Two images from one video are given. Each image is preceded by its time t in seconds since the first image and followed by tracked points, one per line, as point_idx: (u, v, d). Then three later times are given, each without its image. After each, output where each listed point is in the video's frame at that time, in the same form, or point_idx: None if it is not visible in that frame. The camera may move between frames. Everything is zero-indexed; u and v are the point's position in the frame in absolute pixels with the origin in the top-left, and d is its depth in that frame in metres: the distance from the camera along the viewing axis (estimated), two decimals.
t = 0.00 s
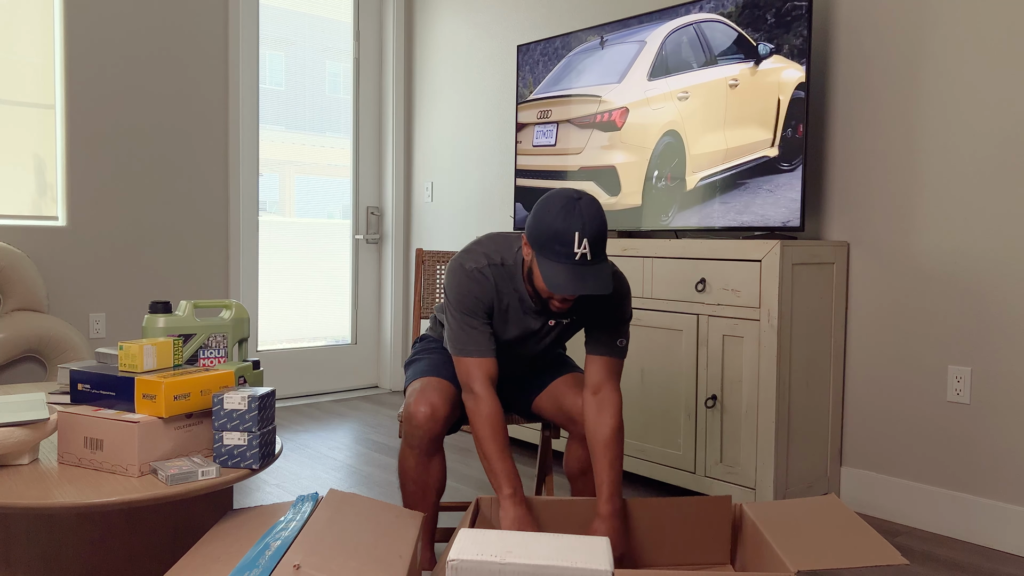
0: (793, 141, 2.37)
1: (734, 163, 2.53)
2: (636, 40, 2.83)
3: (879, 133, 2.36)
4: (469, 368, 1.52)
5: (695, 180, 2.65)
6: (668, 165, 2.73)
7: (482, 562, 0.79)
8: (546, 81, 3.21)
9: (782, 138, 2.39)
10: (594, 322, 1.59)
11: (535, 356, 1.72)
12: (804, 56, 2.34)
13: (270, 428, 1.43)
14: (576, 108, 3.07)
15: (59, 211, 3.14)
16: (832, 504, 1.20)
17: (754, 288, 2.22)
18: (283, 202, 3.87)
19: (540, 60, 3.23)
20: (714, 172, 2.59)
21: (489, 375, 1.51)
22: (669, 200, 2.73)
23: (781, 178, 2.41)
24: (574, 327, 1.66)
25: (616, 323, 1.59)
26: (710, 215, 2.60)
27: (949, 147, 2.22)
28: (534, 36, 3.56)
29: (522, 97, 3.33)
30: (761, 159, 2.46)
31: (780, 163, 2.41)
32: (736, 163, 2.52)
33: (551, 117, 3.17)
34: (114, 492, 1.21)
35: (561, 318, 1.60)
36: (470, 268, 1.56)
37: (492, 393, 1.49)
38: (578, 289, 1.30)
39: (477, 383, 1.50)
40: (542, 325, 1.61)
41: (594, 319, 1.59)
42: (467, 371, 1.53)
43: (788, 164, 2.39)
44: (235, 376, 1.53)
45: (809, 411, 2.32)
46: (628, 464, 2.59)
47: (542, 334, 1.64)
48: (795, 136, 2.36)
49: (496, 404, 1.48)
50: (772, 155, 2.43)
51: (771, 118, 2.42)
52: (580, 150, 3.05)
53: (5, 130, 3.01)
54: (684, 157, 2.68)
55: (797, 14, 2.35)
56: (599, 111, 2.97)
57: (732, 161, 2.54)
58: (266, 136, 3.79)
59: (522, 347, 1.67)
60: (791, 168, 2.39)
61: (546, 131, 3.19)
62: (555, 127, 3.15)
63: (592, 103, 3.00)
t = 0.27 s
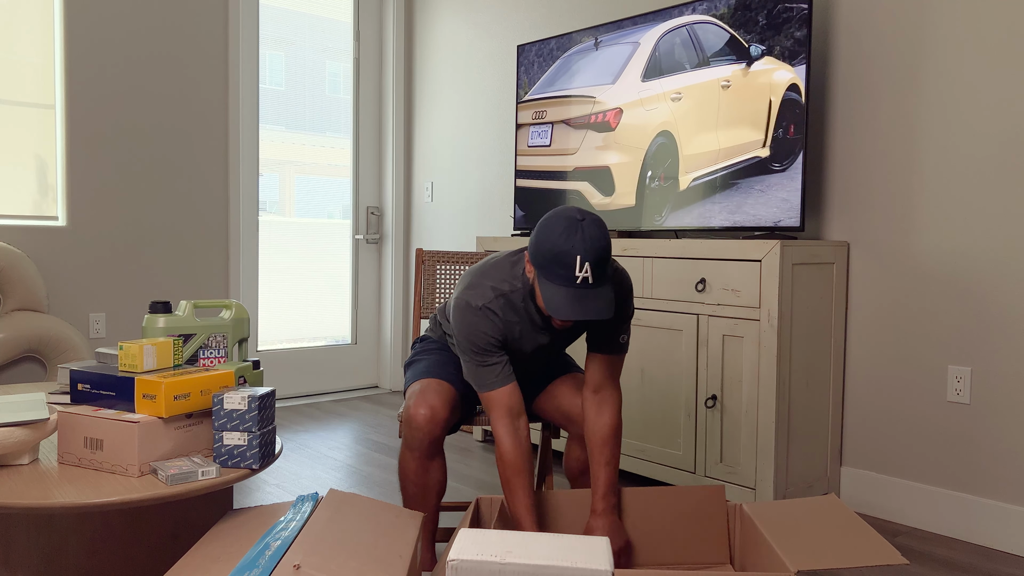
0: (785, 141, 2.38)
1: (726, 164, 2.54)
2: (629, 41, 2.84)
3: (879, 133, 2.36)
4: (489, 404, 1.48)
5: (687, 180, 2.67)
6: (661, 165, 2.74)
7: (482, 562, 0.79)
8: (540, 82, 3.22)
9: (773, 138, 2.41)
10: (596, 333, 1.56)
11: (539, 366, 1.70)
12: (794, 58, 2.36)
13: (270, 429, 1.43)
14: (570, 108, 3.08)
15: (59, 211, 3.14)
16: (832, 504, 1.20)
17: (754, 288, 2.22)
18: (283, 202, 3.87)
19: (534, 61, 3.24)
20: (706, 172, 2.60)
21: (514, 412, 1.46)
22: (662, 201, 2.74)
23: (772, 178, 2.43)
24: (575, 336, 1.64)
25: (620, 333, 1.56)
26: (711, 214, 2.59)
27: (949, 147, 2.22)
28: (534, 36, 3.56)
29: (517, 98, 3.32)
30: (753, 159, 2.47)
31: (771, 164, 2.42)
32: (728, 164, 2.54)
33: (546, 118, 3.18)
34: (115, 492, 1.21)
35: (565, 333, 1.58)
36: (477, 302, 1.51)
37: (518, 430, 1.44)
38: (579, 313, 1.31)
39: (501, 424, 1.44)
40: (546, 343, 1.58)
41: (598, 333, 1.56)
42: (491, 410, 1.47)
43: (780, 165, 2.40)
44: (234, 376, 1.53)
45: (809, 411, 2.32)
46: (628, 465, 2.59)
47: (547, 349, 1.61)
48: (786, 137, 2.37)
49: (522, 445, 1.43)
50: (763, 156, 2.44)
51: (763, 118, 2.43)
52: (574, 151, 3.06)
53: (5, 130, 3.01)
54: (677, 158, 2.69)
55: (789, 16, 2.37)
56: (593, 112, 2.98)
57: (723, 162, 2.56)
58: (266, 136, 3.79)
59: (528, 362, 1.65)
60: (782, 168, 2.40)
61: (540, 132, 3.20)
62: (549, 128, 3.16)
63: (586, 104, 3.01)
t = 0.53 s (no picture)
0: (775, 142, 2.40)
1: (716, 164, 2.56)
2: (623, 43, 2.86)
3: (879, 133, 2.36)
4: (477, 412, 1.50)
5: (679, 180, 2.69)
6: (653, 165, 2.76)
7: (482, 562, 0.79)
8: (535, 83, 3.23)
9: (764, 139, 2.43)
10: (603, 342, 1.57)
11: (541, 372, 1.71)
12: (783, 59, 2.38)
13: (270, 429, 1.43)
14: (563, 109, 3.10)
15: (59, 211, 3.14)
16: (831, 505, 1.20)
17: (754, 288, 2.22)
18: (282, 202, 3.87)
19: (528, 62, 3.26)
20: (698, 173, 2.62)
21: (498, 421, 1.49)
22: (654, 201, 2.76)
23: (762, 178, 2.44)
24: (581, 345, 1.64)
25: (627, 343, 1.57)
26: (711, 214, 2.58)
27: (949, 147, 2.22)
28: (534, 36, 3.56)
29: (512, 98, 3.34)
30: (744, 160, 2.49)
31: (761, 164, 2.44)
32: (719, 164, 2.56)
33: (540, 119, 3.19)
34: (114, 492, 1.21)
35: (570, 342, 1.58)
36: (481, 310, 1.49)
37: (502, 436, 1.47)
38: (600, 331, 1.31)
39: (485, 433, 1.48)
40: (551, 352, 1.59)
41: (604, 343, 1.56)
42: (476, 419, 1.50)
43: (770, 165, 2.42)
44: (234, 376, 1.53)
45: (809, 411, 2.32)
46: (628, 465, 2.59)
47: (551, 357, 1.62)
48: (777, 137, 2.40)
49: (507, 448, 1.45)
50: (754, 156, 2.47)
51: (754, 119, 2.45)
52: (568, 152, 3.07)
53: (5, 130, 3.01)
54: (669, 158, 2.71)
55: (778, 18, 2.39)
56: (586, 113, 2.99)
57: (713, 162, 2.58)
58: (266, 136, 3.79)
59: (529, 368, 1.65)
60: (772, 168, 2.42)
61: (534, 132, 3.21)
62: (543, 129, 3.18)
63: (580, 105, 3.02)
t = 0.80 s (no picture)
0: (765, 143, 2.42)
1: (708, 163, 2.58)
2: (616, 44, 2.87)
3: (878, 133, 2.36)
4: (478, 411, 1.48)
5: (671, 181, 2.70)
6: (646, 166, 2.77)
7: (482, 562, 0.79)
8: (529, 84, 3.24)
9: (754, 140, 2.45)
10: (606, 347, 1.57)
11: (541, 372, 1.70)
12: (774, 60, 2.39)
13: (270, 429, 1.43)
14: (557, 111, 3.11)
15: (59, 211, 3.14)
16: (831, 504, 1.20)
17: (754, 288, 2.22)
18: (282, 202, 3.87)
19: (523, 63, 3.27)
20: (689, 173, 2.64)
21: (499, 422, 1.47)
22: (647, 201, 2.77)
23: (753, 179, 2.46)
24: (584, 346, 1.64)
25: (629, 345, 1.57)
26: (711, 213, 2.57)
27: (949, 147, 2.22)
28: (534, 35, 3.56)
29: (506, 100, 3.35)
30: (735, 161, 2.50)
31: (752, 164, 2.46)
32: (710, 165, 2.57)
33: (534, 120, 3.21)
34: (114, 492, 1.21)
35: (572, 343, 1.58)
36: (486, 309, 1.50)
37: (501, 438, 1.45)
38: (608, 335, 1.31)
39: (485, 432, 1.45)
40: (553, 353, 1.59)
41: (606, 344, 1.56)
42: (477, 417, 1.48)
43: (760, 166, 2.44)
44: (234, 376, 1.53)
45: (809, 411, 2.32)
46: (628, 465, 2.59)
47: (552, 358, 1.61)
48: (767, 138, 2.42)
49: (506, 451, 1.42)
50: (745, 157, 2.48)
51: (744, 121, 2.47)
52: (562, 153, 3.09)
53: (5, 130, 3.01)
54: (662, 158, 2.72)
55: (769, 20, 2.40)
56: (580, 114, 3.01)
57: (704, 163, 2.59)
58: (266, 136, 3.79)
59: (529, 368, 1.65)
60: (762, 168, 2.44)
61: (529, 133, 3.23)
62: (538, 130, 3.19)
63: (573, 106, 3.04)
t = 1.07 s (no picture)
0: (755, 144, 2.44)
1: (700, 164, 2.59)
2: (609, 46, 2.89)
3: (878, 133, 2.36)
4: (486, 417, 1.45)
5: (664, 181, 2.71)
6: (639, 166, 2.79)
7: (482, 562, 0.79)
8: (524, 85, 3.26)
9: (745, 141, 2.46)
10: (610, 344, 1.57)
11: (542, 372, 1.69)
12: (765, 62, 2.40)
13: (270, 429, 1.43)
14: (552, 112, 3.13)
15: (59, 211, 3.14)
16: (832, 505, 1.20)
17: (753, 288, 2.22)
18: (282, 202, 3.87)
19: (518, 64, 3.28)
20: (682, 174, 2.65)
21: (507, 434, 1.43)
22: (639, 202, 2.79)
23: (744, 179, 2.48)
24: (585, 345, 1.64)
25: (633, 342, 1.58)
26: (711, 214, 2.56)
27: (949, 147, 2.22)
28: (534, 35, 3.56)
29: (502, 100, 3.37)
30: (726, 162, 2.52)
31: (743, 165, 2.47)
32: (702, 166, 2.59)
33: (529, 121, 3.23)
34: (114, 492, 1.21)
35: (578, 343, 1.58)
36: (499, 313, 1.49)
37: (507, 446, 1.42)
38: (630, 329, 1.31)
39: (492, 438, 1.42)
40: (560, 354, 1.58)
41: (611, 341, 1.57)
42: (485, 424, 1.45)
43: (752, 166, 2.45)
44: (235, 376, 1.53)
45: (809, 411, 2.32)
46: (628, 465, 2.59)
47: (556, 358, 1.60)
48: (757, 139, 2.43)
49: (511, 463, 1.38)
50: (736, 158, 2.49)
51: (735, 122, 2.49)
52: (556, 154, 3.11)
53: (5, 130, 3.01)
54: (655, 159, 2.74)
55: (760, 22, 2.42)
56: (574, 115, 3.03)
57: (696, 164, 2.61)
58: (266, 136, 3.79)
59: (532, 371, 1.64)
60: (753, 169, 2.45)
61: (524, 134, 3.25)
62: (533, 130, 3.21)
63: (568, 107, 3.06)
